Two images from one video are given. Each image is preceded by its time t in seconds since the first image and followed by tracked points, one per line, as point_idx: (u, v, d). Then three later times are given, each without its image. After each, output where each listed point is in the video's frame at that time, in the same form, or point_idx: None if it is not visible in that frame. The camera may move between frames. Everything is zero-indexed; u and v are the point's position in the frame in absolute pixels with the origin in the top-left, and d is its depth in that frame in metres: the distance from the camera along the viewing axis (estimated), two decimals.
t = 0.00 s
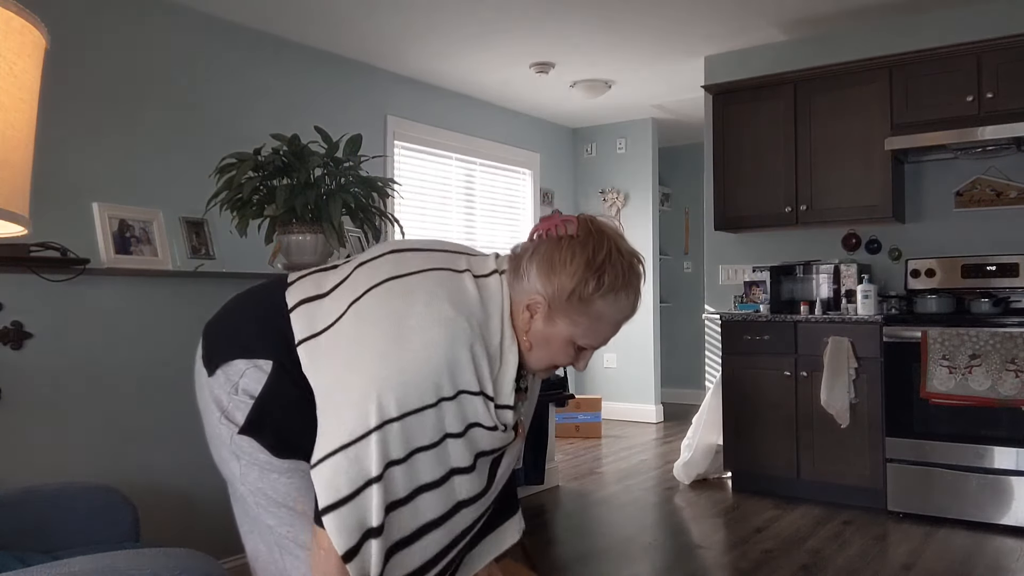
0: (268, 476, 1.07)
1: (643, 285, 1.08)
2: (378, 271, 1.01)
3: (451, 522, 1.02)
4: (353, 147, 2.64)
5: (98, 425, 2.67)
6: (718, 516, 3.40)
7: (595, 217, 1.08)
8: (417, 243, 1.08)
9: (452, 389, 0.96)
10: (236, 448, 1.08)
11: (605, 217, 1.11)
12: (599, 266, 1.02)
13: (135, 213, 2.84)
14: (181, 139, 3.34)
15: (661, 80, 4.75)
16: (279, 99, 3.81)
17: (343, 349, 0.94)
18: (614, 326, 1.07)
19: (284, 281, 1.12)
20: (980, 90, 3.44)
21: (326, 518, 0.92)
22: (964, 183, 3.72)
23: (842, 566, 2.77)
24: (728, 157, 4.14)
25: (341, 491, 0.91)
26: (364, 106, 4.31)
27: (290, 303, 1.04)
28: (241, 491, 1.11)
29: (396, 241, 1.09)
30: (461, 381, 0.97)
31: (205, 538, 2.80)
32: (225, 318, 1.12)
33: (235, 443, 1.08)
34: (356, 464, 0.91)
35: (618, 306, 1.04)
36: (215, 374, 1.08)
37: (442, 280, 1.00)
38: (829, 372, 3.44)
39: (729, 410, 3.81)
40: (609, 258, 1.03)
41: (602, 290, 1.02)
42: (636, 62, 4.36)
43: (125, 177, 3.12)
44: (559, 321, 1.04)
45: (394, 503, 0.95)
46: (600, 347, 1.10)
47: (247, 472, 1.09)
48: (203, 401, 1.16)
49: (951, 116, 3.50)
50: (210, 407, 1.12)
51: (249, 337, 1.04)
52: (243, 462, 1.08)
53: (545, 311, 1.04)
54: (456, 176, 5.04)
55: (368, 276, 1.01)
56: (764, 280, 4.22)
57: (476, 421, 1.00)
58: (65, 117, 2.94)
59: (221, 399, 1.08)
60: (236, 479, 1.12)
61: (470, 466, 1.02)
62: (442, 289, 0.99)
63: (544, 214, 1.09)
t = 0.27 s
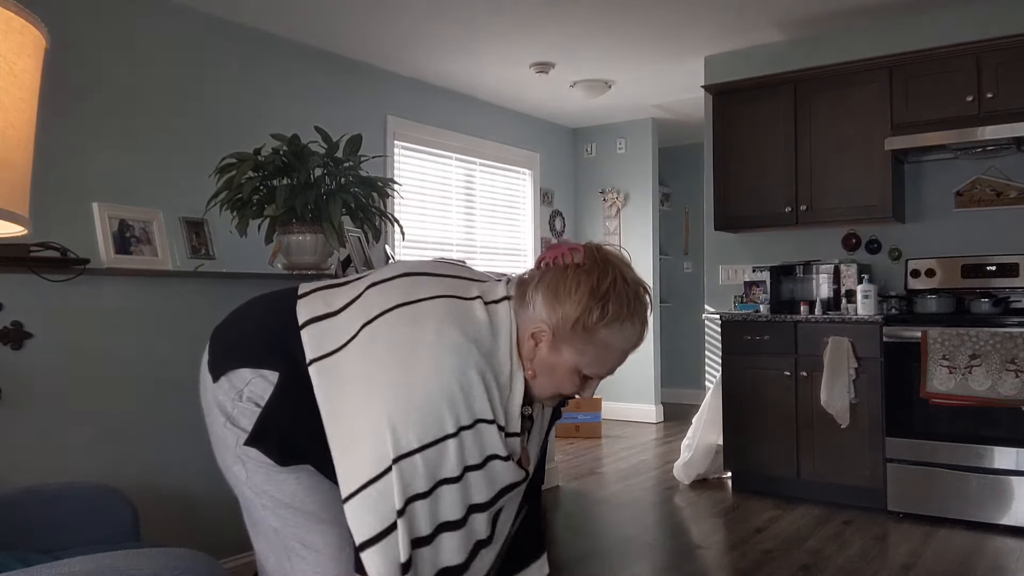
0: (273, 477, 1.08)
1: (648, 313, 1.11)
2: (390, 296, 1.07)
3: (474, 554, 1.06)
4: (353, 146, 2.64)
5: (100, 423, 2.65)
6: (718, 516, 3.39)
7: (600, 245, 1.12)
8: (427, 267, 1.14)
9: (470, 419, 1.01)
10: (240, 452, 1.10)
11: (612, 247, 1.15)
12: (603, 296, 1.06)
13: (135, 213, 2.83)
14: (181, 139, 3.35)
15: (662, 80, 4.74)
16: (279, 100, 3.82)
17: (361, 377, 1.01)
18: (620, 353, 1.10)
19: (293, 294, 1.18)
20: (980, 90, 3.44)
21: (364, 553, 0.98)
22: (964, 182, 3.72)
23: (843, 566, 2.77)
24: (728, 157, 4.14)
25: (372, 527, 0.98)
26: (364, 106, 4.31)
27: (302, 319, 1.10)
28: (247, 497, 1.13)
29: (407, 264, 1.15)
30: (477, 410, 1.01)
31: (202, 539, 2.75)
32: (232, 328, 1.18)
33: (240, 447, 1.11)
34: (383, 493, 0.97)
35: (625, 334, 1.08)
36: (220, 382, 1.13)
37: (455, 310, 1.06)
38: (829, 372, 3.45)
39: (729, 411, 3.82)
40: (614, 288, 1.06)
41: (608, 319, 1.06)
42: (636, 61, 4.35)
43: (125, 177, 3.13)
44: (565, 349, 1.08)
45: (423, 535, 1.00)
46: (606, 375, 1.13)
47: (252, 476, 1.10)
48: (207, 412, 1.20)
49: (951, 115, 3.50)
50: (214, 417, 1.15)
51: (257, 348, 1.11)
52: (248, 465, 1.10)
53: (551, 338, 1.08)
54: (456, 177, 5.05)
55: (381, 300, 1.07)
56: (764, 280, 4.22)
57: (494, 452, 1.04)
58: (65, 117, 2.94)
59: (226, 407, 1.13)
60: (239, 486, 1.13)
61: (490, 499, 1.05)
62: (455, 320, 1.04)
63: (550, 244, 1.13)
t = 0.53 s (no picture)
0: (284, 477, 1.10)
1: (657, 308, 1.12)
2: (400, 296, 1.06)
3: (491, 552, 1.07)
4: (354, 146, 2.64)
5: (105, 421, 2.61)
6: (718, 516, 3.40)
7: (607, 241, 1.12)
8: (438, 267, 1.13)
9: (484, 416, 1.01)
10: (252, 453, 1.12)
11: (618, 242, 1.16)
12: (612, 292, 1.06)
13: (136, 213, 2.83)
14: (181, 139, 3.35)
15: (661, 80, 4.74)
16: (280, 100, 3.82)
17: (373, 378, 1.00)
18: (630, 348, 1.11)
19: (303, 296, 1.19)
20: (980, 90, 3.44)
21: (394, 555, 0.97)
22: (964, 182, 3.72)
23: (843, 566, 2.77)
24: (728, 157, 4.14)
25: (398, 530, 0.97)
26: (364, 107, 4.31)
27: (313, 321, 1.10)
28: (257, 498, 1.13)
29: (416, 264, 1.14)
30: (491, 406, 1.01)
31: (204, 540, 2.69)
32: (241, 330, 1.19)
33: (251, 448, 1.12)
34: (406, 496, 0.97)
35: (634, 329, 1.09)
36: (230, 384, 1.14)
37: (465, 309, 1.05)
38: (829, 372, 3.45)
39: (729, 411, 3.82)
40: (624, 284, 1.07)
41: (617, 315, 1.06)
42: (636, 61, 4.36)
43: (126, 177, 3.13)
44: (576, 345, 1.09)
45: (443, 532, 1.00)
46: (616, 370, 1.14)
47: (263, 477, 1.11)
48: (218, 414, 1.21)
49: (952, 115, 3.50)
50: (224, 418, 1.16)
51: (266, 350, 1.11)
52: (259, 466, 1.11)
53: (561, 335, 1.08)
54: (456, 177, 5.05)
55: (390, 300, 1.06)
56: (764, 280, 4.22)
57: (502, 447, 1.05)
58: (65, 118, 2.94)
59: (236, 409, 1.14)
60: (251, 488, 1.14)
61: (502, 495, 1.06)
62: (462, 317, 1.04)
63: (557, 241, 1.13)
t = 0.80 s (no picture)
0: (286, 478, 1.10)
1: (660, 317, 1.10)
2: (406, 307, 1.07)
3: (535, 562, 1.05)
4: (354, 146, 2.64)
5: (101, 421, 2.63)
6: (718, 516, 3.40)
7: (610, 250, 1.12)
8: (440, 277, 1.15)
9: (500, 426, 1.01)
10: (253, 455, 1.11)
11: (624, 251, 1.16)
12: (614, 298, 1.05)
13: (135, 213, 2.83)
14: (181, 139, 3.35)
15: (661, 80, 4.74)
16: (280, 100, 3.81)
17: (385, 389, 1.01)
18: (634, 357, 1.10)
19: (306, 300, 1.19)
20: (980, 90, 3.44)
21: (418, 562, 0.99)
22: (964, 182, 3.72)
23: (843, 565, 2.77)
24: (728, 156, 4.14)
25: (421, 538, 0.99)
26: (364, 106, 4.31)
27: (318, 329, 1.10)
28: (258, 499, 1.13)
29: (419, 274, 1.15)
30: (507, 416, 1.02)
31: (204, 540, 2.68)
32: (243, 332, 1.19)
33: (252, 450, 1.12)
34: (426, 505, 0.98)
35: (637, 336, 1.07)
36: (231, 386, 1.14)
37: (473, 320, 1.06)
38: (829, 372, 3.44)
39: (729, 411, 3.82)
40: (626, 290, 1.06)
41: (619, 321, 1.05)
42: (636, 61, 4.36)
43: (126, 177, 3.13)
44: (578, 352, 1.08)
45: (468, 541, 1.01)
46: (619, 378, 1.13)
47: (265, 478, 1.11)
48: (217, 414, 1.20)
49: (952, 115, 3.50)
50: (224, 419, 1.16)
51: (270, 354, 1.11)
52: (260, 468, 1.11)
53: (563, 342, 1.08)
54: (456, 177, 5.05)
55: (397, 311, 1.07)
56: (764, 280, 4.22)
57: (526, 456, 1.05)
58: (65, 117, 2.94)
59: (237, 410, 1.13)
60: (251, 490, 1.14)
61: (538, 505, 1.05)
62: (473, 329, 1.04)
63: (560, 251, 1.13)
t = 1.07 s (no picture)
0: (289, 477, 1.09)
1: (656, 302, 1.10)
2: (406, 303, 1.08)
3: (519, 554, 1.08)
4: (353, 146, 2.64)
5: (101, 421, 2.60)
6: (718, 516, 3.40)
7: (605, 237, 1.13)
8: (440, 273, 1.15)
9: (494, 419, 1.02)
10: (255, 454, 1.11)
11: (619, 239, 1.16)
12: (607, 281, 1.06)
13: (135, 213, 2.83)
14: (181, 139, 3.35)
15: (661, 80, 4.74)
16: (280, 100, 3.82)
17: (383, 384, 1.02)
18: (630, 342, 1.10)
19: (306, 299, 1.20)
20: (980, 90, 3.44)
21: (411, 554, 1.00)
22: (964, 182, 3.72)
23: (844, 565, 2.77)
24: (728, 156, 4.14)
25: (415, 530, 1.00)
26: (364, 106, 4.31)
27: (317, 328, 1.12)
28: (261, 498, 1.13)
29: (417, 271, 1.16)
30: (501, 410, 1.03)
31: (204, 540, 2.69)
32: (244, 332, 1.19)
33: (254, 449, 1.11)
34: (421, 498, 0.99)
35: (631, 319, 1.07)
36: (232, 385, 1.14)
37: (470, 314, 1.07)
38: (829, 372, 3.44)
39: (729, 411, 3.82)
40: (618, 273, 1.07)
41: (612, 303, 1.05)
42: (637, 62, 4.36)
43: (126, 177, 3.13)
44: (573, 338, 1.08)
45: (461, 534, 1.02)
46: (618, 366, 1.13)
47: (267, 477, 1.11)
48: (218, 415, 1.20)
49: (952, 115, 3.50)
50: (226, 419, 1.16)
51: (270, 353, 1.12)
52: (262, 467, 1.10)
53: (558, 328, 1.09)
54: (456, 176, 5.05)
55: (396, 308, 1.08)
56: (764, 281, 4.23)
57: (513, 449, 1.07)
58: (65, 117, 2.94)
59: (239, 409, 1.13)
60: (253, 489, 1.13)
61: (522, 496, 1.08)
62: (470, 322, 1.05)
63: (557, 240, 1.15)
